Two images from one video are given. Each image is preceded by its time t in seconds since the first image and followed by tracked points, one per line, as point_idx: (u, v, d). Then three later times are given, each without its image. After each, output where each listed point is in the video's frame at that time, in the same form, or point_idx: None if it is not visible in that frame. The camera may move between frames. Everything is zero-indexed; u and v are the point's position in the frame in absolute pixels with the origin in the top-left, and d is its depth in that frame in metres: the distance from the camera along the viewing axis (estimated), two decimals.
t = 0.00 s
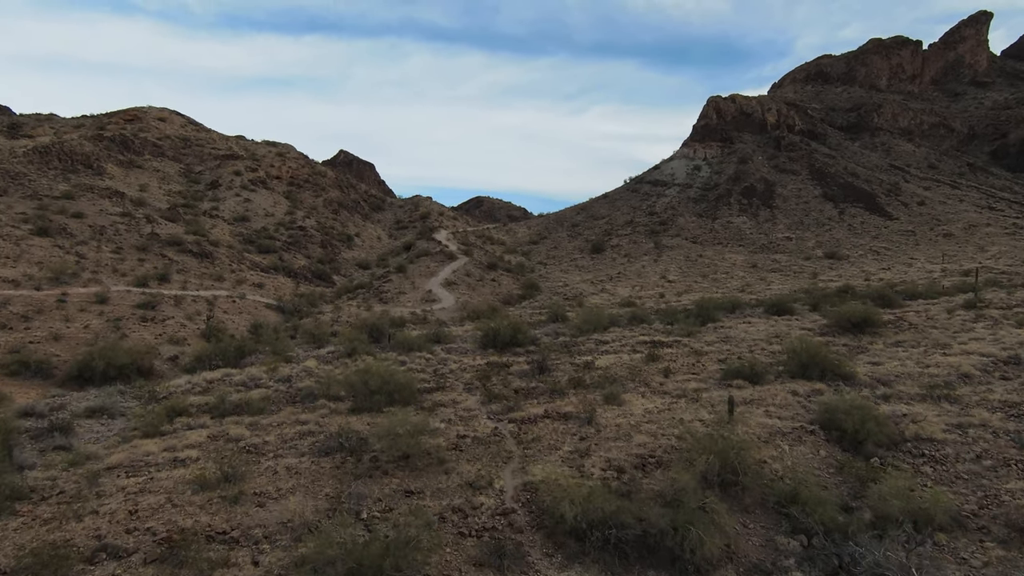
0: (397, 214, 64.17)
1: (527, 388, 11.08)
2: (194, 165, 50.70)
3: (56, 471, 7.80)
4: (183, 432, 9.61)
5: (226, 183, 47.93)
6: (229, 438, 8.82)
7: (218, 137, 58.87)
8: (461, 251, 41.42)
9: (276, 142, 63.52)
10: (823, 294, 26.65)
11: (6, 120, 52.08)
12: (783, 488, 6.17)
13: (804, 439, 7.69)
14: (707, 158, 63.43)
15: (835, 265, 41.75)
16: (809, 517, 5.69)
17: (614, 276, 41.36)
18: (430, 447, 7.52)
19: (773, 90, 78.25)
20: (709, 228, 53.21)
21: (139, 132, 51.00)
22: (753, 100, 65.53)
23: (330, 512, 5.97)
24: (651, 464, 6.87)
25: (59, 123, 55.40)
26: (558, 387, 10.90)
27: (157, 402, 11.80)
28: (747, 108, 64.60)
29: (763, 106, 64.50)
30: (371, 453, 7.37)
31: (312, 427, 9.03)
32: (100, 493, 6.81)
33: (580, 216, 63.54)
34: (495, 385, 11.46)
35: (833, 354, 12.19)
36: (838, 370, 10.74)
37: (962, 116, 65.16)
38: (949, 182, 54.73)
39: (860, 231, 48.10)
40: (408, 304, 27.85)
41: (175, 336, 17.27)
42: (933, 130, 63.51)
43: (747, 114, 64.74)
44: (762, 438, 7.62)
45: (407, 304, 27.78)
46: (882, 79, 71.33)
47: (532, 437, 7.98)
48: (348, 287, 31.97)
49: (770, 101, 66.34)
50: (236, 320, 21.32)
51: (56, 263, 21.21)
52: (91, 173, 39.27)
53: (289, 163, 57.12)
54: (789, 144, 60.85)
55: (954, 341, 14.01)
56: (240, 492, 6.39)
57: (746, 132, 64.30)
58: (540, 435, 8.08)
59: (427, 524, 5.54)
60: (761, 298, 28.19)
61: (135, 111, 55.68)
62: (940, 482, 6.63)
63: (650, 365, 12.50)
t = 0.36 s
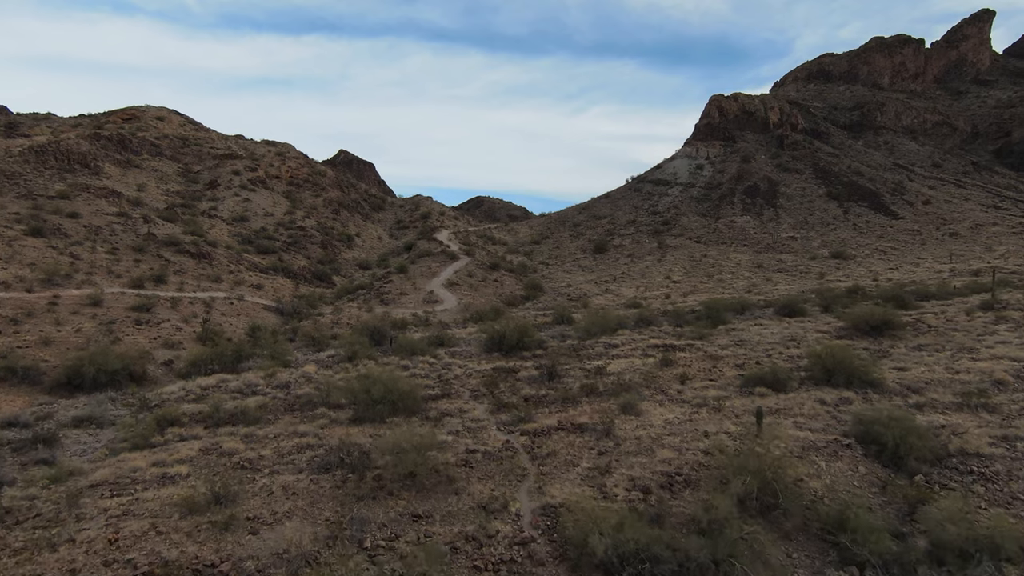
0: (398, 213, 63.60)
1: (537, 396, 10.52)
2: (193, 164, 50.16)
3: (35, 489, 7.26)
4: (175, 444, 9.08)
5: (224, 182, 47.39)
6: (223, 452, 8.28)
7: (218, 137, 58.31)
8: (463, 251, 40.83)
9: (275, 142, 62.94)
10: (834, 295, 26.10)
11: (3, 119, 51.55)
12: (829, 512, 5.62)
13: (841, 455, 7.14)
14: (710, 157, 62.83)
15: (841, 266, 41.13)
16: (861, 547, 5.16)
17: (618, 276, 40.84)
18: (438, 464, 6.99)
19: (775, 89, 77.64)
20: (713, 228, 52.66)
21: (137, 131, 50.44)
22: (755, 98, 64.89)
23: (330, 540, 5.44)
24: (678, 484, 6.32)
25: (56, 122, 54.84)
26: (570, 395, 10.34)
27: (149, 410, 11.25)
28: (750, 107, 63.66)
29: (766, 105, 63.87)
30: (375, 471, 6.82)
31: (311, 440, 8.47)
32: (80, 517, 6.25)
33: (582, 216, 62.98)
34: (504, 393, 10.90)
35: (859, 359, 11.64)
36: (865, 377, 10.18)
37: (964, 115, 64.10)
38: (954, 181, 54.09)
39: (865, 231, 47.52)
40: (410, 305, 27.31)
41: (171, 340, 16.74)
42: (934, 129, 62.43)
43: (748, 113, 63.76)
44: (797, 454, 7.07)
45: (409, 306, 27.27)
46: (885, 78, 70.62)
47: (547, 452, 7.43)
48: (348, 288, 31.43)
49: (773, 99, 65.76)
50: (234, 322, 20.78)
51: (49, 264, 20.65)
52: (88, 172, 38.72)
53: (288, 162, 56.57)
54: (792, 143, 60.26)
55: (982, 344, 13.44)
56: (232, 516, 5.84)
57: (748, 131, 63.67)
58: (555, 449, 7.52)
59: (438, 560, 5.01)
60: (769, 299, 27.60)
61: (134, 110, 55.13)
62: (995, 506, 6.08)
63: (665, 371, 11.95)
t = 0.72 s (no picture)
0: (400, 213, 63.08)
1: (549, 405, 9.95)
2: (194, 163, 49.72)
3: (13, 507, 6.73)
4: (167, 456, 8.54)
5: (226, 181, 46.95)
6: (217, 466, 7.72)
7: (219, 135, 57.89)
8: (466, 251, 40.26)
9: (277, 140, 62.51)
10: (848, 296, 25.49)
11: (5, 117, 51.23)
12: (886, 542, 5.04)
13: (887, 473, 6.55)
14: (715, 156, 62.16)
15: (851, 266, 40.45)
16: None
17: (624, 277, 40.29)
18: (447, 482, 6.43)
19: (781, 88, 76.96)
20: (719, 227, 52.05)
21: (138, 130, 49.97)
22: (761, 97, 64.22)
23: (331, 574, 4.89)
24: (713, 508, 5.76)
25: (58, 120, 54.48)
26: (585, 404, 9.76)
27: (142, 417, 10.73)
28: (755, 106, 63.15)
29: (771, 103, 63.21)
30: (381, 490, 6.27)
31: (311, 453, 7.92)
32: (57, 542, 5.71)
33: (586, 215, 62.43)
34: (514, 401, 10.34)
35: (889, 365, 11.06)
36: (899, 386, 9.59)
37: (971, 114, 63.08)
38: (963, 180, 53.33)
39: (874, 231, 46.79)
40: (414, 306, 26.81)
41: (168, 342, 16.24)
42: (942, 127, 61.40)
43: (754, 111, 63.26)
44: (839, 473, 6.49)
45: (413, 306, 26.77)
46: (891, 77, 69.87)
47: (566, 469, 6.86)
48: (350, 288, 30.94)
49: (778, 98, 65.10)
50: (234, 324, 20.27)
51: (45, 263, 20.19)
52: (88, 171, 38.25)
53: (290, 161, 56.06)
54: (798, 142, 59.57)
55: (1012, 349, 12.85)
56: (223, 544, 5.32)
57: (754, 130, 62.92)
58: (575, 466, 6.95)
59: None
60: (780, 300, 27.00)
61: (135, 108, 54.75)
62: None
63: (683, 378, 11.39)
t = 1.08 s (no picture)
0: (404, 212, 62.56)
1: (564, 415, 9.37)
2: (197, 161, 49.32)
3: None
4: (158, 470, 8.01)
5: (229, 180, 46.51)
6: (209, 483, 7.17)
7: (223, 134, 57.51)
8: (472, 251, 39.70)
9: (281, 139, 62.09)
10: (864, 297, 24.77)
11: (8, 116, 50.98)
12: None
13: (942, 496, 5.93)
14: (723, 155, 61.40)
15: (863, 267, 39.67)
16: None
17: (631, 277, 39.63)
18: (458, 505, 5.87)
19: (788, 87, 76.11)
20: (726, 227, 51.35)
21: (141, 128, 49.61)
22: (768, 96, 63.41)
23: None
24: (753, 538, 5.18)
25: (61, 119, 54.18)
26: (602, 414, 9.16)
27: (136, 425, 10.22)
28: (763, 104, 62.39)
29: (779, 102, 62.41)
30: (385, 514, 5.71)
31: (309, 469, 7.35)
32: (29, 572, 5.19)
33: (592, 215, 61.79)
34: (526, 410, 9.78)
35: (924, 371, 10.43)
36: (938, 396, 8.98)
37: (981, 113, 62.00)
38: (974, 180, 52.40)
39: (885, 231, 45.95)
40: (418, 307, 26.27)
41: (166, 344, 15.74)
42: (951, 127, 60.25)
43: (762, 110, 62.48)
44: (889, 496, 5.88)
45: (417, 307, 26.23)
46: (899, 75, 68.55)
47: (588, 489, 6.29)
48: (354, 288, 30.41)
49: (786, 97, 64.28)
50: (235, 325, 19.77)
51: (42, 263, 19.73)
52: (90, 169, 37.86)
53: (294, 160, 55.64)
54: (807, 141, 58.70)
55: None
56: None
57: (761, 129, 62.14)
58: (597, 486, 6.38)
59: None
60: (793, 302, 26.30)
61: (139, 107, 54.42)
62: None
63: (704, 386, 10.79)
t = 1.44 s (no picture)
0: (407, 211, 62.03)
1: (578, 426, 8.78)
2: (198, 160, 48.83)
3: None
4: (143, 488, 7.44)
5: (229, 179, 46.01)
6: (196, 504, 6.59)
7: (224, 133, 57.02)
8: (475, 250, 39.10)
9: (282, 139, 61.58)
10: (878, 297, 24.09)
11: (8, 115, 50.55)
12: None
13: (1007, 524, 5.31)
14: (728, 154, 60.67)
15: (873, 266, 38.94)
16: None
17: (637, 277, 39.02)
18: (467, 534, 5.30)
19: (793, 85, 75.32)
20: (732, 226, 50.68)
21: (142, 127, 49.17)
22: (774, 94, 62.63)
23: None
24: None
25: (62, 118, 53.78)
26: (620, 426, 8.55)
27: (123, 436, 9.66)
28: (768, 102, 61.62)
29: (785, 100, 61.66)
30: (386, 547, 5.13)
31: (305, 488, 6.77)
32: None
33: (596, 214, 61.14)
34: (537, 421, 9.19)
35: (961, 379, 9.79)
36: (980, 407, 8.40)
37: (988, 111, 61.12)
38: (983, 179, 51.60)
39: (894, 230, 45.18)
40: (421, 308, 25.72)
41: (161, 348, 15.19)
42: (958, 125, 59.61)
43: (767, 108, 61.73)
44: (948, 525, 5.26)
45: (420, 309, 25.66)
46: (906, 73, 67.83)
47: (611, 515, 5.70)
48: (355, 288, 29.85)
49: (791, 95, 63.47)
50: (233, 327, 19.23)
51: (35, 263, 19.19)
52: (90, 167, 37.37)
53: (295, 159, 55.14)
54: (812, 139, 57.92)
55: None
56: None
57: (766, 128, 61.40)
58: (621, 511, 5.79)
59: None
60: (805, 303, 25.59)
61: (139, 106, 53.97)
62: None
63: (725, 394, 10.20)
